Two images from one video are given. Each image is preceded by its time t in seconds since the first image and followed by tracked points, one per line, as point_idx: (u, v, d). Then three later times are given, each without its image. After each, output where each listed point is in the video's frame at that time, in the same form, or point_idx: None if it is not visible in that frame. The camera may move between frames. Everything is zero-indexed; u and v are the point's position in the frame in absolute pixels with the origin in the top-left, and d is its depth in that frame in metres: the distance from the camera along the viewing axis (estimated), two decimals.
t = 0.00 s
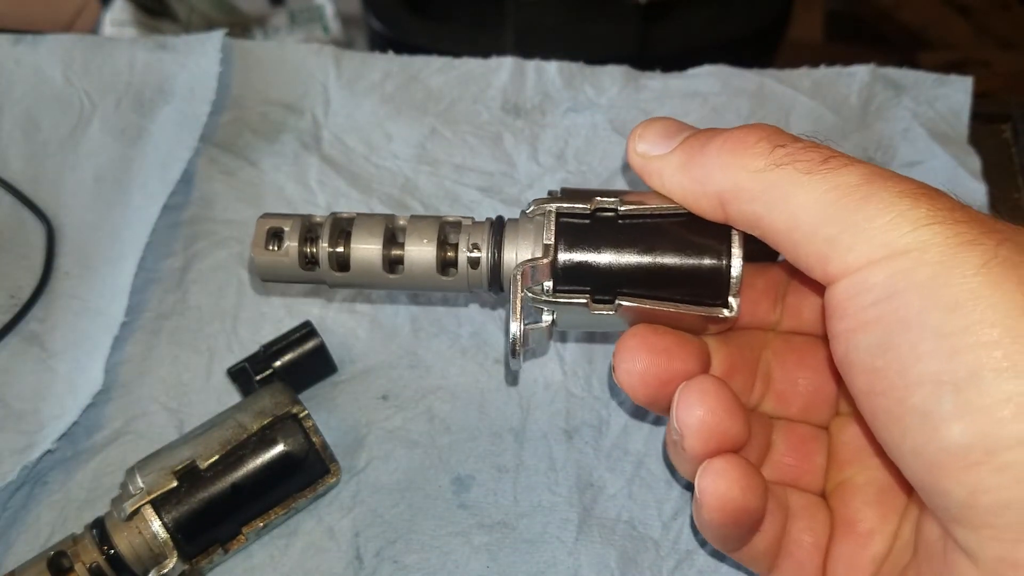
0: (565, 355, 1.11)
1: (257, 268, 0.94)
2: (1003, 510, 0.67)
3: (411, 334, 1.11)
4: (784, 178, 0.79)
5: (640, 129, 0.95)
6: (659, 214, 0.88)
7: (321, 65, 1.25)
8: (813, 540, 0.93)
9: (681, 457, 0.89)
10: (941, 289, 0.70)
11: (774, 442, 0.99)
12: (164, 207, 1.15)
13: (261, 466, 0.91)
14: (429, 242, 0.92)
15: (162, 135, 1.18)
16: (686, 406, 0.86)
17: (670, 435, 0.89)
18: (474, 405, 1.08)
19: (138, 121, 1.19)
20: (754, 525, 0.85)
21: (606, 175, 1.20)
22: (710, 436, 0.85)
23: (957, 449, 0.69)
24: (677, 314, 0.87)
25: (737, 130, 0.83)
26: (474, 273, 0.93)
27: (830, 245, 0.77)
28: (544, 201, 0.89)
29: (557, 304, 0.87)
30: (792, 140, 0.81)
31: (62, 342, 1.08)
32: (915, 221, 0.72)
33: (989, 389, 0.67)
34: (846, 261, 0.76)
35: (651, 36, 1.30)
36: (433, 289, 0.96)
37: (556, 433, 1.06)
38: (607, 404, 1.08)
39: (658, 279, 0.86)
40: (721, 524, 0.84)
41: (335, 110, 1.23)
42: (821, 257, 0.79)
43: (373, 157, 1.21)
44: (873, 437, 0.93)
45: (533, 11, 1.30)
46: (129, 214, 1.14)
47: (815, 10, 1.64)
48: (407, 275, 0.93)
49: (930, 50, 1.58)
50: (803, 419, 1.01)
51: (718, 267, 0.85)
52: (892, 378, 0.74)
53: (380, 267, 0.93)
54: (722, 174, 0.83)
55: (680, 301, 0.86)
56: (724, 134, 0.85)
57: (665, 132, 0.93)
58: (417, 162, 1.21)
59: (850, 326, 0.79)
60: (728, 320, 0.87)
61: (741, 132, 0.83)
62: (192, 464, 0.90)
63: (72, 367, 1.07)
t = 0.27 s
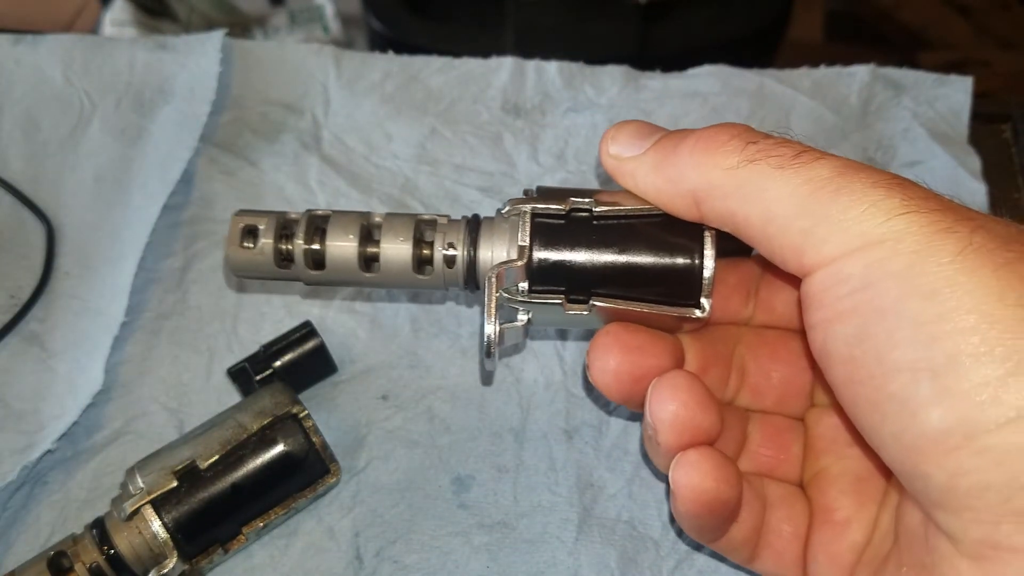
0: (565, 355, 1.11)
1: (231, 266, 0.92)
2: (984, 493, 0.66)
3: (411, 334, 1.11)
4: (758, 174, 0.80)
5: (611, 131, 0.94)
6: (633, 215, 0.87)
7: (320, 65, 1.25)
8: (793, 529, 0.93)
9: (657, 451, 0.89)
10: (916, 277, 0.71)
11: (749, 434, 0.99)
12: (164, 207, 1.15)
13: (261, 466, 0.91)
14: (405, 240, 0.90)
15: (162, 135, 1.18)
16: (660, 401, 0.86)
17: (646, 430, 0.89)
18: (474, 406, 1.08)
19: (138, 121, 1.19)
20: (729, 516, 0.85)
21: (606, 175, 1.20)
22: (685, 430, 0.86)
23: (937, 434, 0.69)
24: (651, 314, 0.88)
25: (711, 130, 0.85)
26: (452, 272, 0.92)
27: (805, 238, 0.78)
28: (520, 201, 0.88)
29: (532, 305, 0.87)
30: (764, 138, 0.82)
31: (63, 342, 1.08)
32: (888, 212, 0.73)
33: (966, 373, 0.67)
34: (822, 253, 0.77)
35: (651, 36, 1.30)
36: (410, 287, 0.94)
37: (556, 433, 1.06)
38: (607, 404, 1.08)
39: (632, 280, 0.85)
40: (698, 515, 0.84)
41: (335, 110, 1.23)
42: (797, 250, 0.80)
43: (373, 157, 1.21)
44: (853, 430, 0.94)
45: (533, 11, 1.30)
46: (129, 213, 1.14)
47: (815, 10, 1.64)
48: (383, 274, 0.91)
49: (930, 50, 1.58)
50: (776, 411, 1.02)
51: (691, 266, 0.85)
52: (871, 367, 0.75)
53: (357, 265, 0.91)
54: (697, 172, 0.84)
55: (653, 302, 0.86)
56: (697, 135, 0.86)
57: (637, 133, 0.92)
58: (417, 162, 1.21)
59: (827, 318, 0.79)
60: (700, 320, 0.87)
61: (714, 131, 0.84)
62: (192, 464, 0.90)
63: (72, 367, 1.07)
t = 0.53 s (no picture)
0: (565, 355, 1.11)
1: (218, 253, 0.91)
2: (999, 478, 0.67)
3: (411, 334, 1.11)
4: (760, 158, 0.80)
5: (606, 120, 0.94)
6: (630, 203, 0.87)
7: (321, 66, 1.25)
8: (792, 516, 0.94)
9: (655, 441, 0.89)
10: (924, 259, 0.71)
11: (748, 422, 1.00)
12: (164, 207, 1.15)
13: (261, 466, 0.91)
14: (397, 228, 0.90)
15: (162, 135, 1.18)
16: (657, 390, 0.86)
17: (644, 420, 0.90)
18: (474, 406, 1.08)
19: (138, 121, 1.19)
20: (728, 505, 0.85)
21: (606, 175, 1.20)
22: (683, 419, 0.86)
23: (948, 418, 0.69)
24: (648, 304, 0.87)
25: (708, 116, 0.85)
26: (445, 261, 0.91)
27: (809, 222, 0.78)
28: (516, 189, 0.88)
29: (530, 295, 0.87)
30: (763, 122, 0.82)
31: (63, 343, 1.08)
32: (895, 193, 0.73)
33: (977, 356, 0.67)
34: (827, 237, 0.77)
35: (651, 36, 1.30)
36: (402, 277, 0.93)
37: (556, 433, 1.06)
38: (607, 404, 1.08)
39: (630, 268, 0.85)
40: (696, 505, 0.84)
41: (335, 110, 1.23)
42: (801, 235, 0.79)
43: (373, 157, 1.21)
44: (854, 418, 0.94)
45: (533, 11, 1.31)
46: (129, 213, 1.14)
47: (815, 10, 1.64)
48: (376, 263, 0.91)
49: (930, 50, 1.59)
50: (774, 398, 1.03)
51: (690, 254, 0.84)
52: (880, 351, 0.75)
53: (349, 254, 0.90)
54: (696, 158, 0.84)
55: (651, 291, 0.86)
56: (694, 120, 0.86)
57: (631, 122, 0.92)
58: (417, 162, 1.21)
59: (833, 302, 0.79)
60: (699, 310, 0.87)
61: (712, 117, 0.84)
62: (192, 464, 0.90)
63: (72, 368, 1.07)
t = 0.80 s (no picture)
0: (565, 354, 1.11)
1: (222, 240, 0.91)
2: (1009, 458, 0.67)
3: (411, 335, 1.11)
4: (769, 138, 0.80)
5: (612, 102, 0.94)
6: (637, 186, 0.87)
7: (321, 66, 1.25)
8: (800, 501, 0.95)
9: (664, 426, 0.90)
10: (934, 239, 0.71)
11: (756, 407, 1.00)
12: (164, 207, 1.15)
13: (261, 466, 0.91)
14: (401, 214, 0.90)
15: (162, 135, 1.18)
16: (668, 375, 0.86)
17: (653, 404, 0.90)
18: (474, 405, 1.08)
19: (138, 120, 1.19)
20: (737, 490, 0.86)
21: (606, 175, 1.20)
22: (692, 404, 0.86)
23: (957, 398, 0.70)
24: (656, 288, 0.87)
25: (716, 96, 0.84)
26: (450, 247, 0.92)
27: (818, 201, 0.78)
28: (522, 173, 0.87)
29: (536, 279, 0.86)
30: (770, 103, 0.82)
31: (62, 343, 1.08)
32: (905, 173, 0.73)
33: (988, 335, 0.68)
34: (836, 216, 0.77)
35: (651, 36, 1.30)
36: (407, 262, 0.94)
37: (556, 433, 1.06)
38: (607, 404, 1.08)
39: (637, 252, 0.85)
40: (705, 490, 0.85)
41: (335, 110, 1.23)
42: (809, 214, 0.80)
43: (373, 157, 1.21)
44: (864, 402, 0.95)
45: (533, 11, 1.31)
46: (129, 213, 1.14)
47: (815, 10, 1.64)
48: (381, 248, 0.91)
49: (929, 50, 1.59)
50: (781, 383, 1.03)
51: (697, 238, 0.84)
52: (888, 331, 0.75)
53: (354, 239, 0.90)
54: (704, 138, 0.84)
55: (658, 274, 0.85)
56: (701, 101, 0.86)
57: (636, 104, 0.92)
58: (417, 162, 1.21)
59: (841, 282, 0.79)
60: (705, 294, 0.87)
61: (720, 98, 0.84)
62: (192, 464, 0.90)
63: (72, 368, 1.07)
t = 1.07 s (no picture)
0: (565, 354, 1.11)
1: (208, 239, 0.91)
2: (985, 447, 0.68)
3: (411, 335, 1.11)
4: (748, 132, 0.80)
5: (594, 98, 0.92)
6: (619, 181, 0.87)
7: (321, 66, 1.25)
8: (783, 494, 0.95)
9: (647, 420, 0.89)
10: (911, 231, 0.71)
11: (739, 401, 1.01)
12: (164, 207, 1.16)
13: (261, 466, 0.91)
14: (385, 211, 0.90)
15: (162, 135, 1.18)
16: (650, 369, 0.86)
17: (637, 398, 0.90)
18: (474, 405, 1.08)
19: (138, 120, 1.19)
20: (719, 482, 0.87)
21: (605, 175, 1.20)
22: (676, 398, 0.86)
23: (933, 388, 0.70)
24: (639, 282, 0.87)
25: (697, 92, 0.84)
26: (434, 243, 0.91)
27: (797, 194, 0.78)
28: (504, 169, 0.88)
29: (520, 275, 0.86)
30: (750, 98, 0.82)
31: (63, 343, 1.08)
32: (882, 166, 0.73)
33: (963, 327, 0.68)
34: (814, 209, 0.77)
35: (651, 36, 1.30)
36: (392, 259, 0.93)
37: (556, 433, 1.06)
38: (607, 404, 1.08)
39: (620, 247, 0.85)
40: (688, 482, 0.85)
41: (335, 110, 1.23)
42: (788, 208, 0.80)
43: (373, 157, 1.21)
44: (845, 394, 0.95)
45: (534, 10, 1.31)
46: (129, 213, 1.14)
47: (815, 10, 1.64)
48: (365, 245, 0.91)
49: (929, 50, 1.58)
50: (764, 377, 1.03)
51: (679, 232, 0.84)
52: (865, 323, 0.75)
53: (337, 237, 0.90)
54: (684, 132, 0.83)
55: (640, 268, 0.85)
56: (683, 96, 0.86)
57: (619, 100, 0.91)
58: (417, 162, 1.21)
59: (819, 276, 0.80)
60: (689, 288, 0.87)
61: (701, 93, 0.84)
62: (192, 463, 0.90)
63: (72, 368, 1.07)
